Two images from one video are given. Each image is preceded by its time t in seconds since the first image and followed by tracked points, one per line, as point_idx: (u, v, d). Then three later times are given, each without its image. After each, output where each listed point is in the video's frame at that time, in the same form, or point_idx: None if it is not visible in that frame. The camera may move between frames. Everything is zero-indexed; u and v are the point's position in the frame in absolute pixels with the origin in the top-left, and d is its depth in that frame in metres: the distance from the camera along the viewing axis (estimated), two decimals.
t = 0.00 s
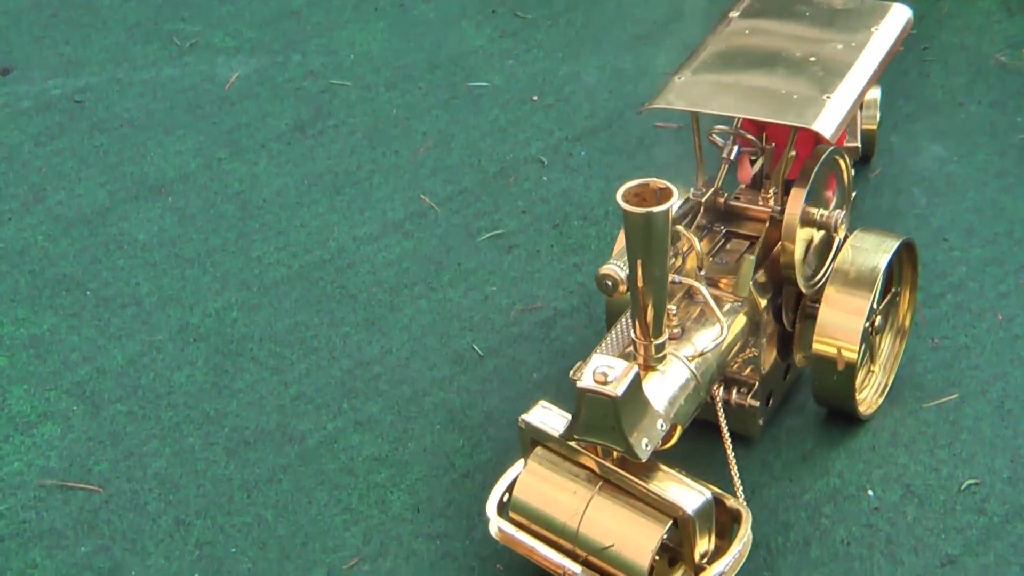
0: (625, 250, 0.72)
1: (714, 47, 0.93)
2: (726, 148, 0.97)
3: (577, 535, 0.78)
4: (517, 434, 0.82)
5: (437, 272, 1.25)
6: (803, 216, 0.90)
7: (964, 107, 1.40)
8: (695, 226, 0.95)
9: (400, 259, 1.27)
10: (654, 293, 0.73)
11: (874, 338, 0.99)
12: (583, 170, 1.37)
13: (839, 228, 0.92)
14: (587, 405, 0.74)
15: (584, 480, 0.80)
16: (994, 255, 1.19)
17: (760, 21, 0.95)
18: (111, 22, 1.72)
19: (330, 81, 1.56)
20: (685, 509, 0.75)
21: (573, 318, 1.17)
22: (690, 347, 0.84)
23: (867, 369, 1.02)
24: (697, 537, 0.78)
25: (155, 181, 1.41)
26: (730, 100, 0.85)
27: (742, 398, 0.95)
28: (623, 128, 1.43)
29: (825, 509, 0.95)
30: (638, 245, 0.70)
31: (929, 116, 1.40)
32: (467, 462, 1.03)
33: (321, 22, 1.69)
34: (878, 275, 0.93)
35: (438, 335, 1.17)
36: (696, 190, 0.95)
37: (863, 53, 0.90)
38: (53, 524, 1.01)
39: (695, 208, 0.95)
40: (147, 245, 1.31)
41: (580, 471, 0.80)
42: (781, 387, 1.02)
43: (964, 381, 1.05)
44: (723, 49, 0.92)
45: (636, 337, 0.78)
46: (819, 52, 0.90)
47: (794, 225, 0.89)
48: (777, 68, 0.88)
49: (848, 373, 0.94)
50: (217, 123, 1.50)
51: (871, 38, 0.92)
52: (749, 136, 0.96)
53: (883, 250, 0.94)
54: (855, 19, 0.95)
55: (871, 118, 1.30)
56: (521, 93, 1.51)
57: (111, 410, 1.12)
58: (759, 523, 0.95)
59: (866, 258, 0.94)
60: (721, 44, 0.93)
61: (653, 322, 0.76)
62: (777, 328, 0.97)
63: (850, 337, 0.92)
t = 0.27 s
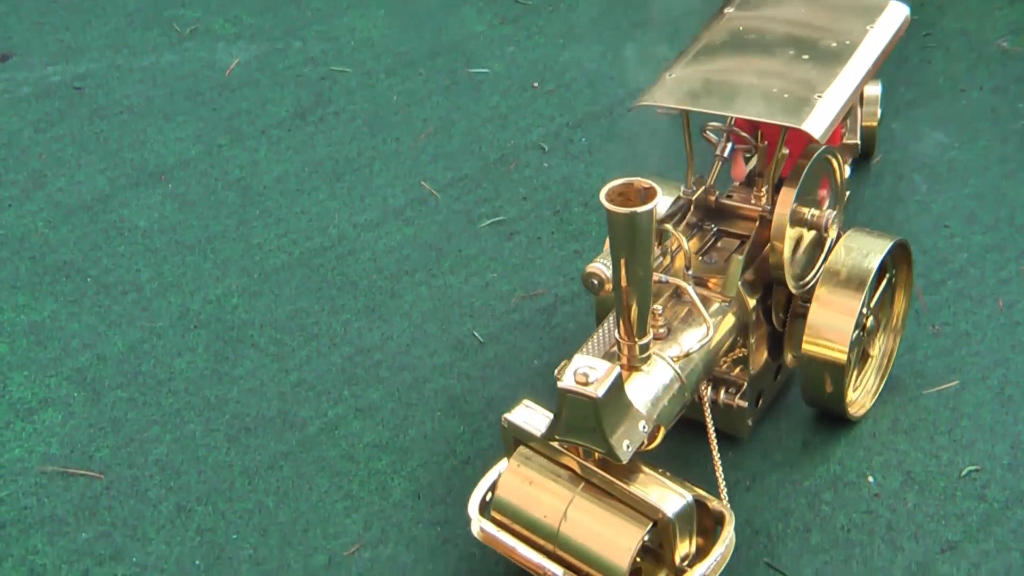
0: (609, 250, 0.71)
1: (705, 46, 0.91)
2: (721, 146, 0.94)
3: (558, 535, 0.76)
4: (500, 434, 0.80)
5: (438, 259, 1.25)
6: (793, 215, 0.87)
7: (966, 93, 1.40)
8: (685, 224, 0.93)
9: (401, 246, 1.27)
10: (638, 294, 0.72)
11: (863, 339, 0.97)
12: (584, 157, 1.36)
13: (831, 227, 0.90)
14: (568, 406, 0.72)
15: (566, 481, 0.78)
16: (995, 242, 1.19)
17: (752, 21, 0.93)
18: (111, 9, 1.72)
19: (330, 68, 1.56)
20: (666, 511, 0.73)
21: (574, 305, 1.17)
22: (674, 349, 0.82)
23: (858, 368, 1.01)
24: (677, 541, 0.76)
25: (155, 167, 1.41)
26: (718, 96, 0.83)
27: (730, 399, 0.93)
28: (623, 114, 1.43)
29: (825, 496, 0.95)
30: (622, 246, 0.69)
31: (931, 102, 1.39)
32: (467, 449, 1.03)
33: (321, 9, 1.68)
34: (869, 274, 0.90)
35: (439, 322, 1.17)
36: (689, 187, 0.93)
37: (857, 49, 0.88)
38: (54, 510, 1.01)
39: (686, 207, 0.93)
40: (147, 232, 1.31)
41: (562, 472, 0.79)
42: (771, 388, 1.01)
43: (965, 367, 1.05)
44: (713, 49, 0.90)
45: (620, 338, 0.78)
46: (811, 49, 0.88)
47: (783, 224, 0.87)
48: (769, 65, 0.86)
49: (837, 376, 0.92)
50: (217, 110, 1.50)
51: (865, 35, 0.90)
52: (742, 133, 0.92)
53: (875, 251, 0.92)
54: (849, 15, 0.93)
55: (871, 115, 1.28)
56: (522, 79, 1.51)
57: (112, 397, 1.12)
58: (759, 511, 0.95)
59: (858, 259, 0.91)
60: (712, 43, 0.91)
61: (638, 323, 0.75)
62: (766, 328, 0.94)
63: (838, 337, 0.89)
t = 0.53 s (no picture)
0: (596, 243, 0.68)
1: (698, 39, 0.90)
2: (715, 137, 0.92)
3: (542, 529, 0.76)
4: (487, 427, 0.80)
5: (438, 242, 1.24)
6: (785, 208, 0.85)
7: (968, 76, 1.40)
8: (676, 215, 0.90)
9: (402, 229, 1.27)
10: (625, 288, 0.70)
11: (857, 333, 0.96)
12: (585, 140, 1.36)
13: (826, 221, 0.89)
14: (554, 400, 0.71)
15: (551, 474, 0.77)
16: (996, 225, 1.19)
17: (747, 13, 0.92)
18: None
19: (330, 50, 1.56)
20: (648, 507, 0.73)
21: (575, 288, 1.17)
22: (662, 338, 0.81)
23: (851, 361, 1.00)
24: (662, 536, 0.75)
25: (155, 150, 1.40)
26: (709, 90, 0.82)
27: (720, 392, 0.92)
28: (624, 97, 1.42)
29: (826, 479, 0.96)
30: (608, 239, 0.66)
31: (933, 85, 1.39)
32: (468, 432, 1.03)
33: None
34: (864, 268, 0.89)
35: (439, 305, 1.17)
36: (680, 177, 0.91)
37: (852, 41, 0.87)
38: (56, 493, 1.02)
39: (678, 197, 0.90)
40: (147, 215, 1.31)
41: (547, 466, 0.78)
42: (763, 382, 1.00)
43: (967, 350, 1.05)
44: (707, 41, 0.89)
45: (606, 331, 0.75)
46: (805, 41, 0.86)
47: (775, 217, 0.84)
48: (762, 58, 0.85)
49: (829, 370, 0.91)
50: (217, 92, 1.49)
51: (861, 27, 0.88)
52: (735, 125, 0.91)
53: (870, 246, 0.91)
54: (845, 6, 0.91)
55: (872, 106, 1.27)
56: (523, 62, 1.50)
57: (112, 379, 1.12)
58: (760, 494, 0.95)
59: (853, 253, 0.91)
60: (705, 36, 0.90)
61: (625, 316, 0.73)
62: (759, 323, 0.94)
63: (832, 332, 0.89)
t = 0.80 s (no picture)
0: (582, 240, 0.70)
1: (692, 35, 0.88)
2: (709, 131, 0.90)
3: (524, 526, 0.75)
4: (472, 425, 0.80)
5: (439, 230, 1.24)
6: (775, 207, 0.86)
7: (969, 63, 1.40)
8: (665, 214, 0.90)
9: (402, 218, 1.26)
10: (611, 286, 0.71)
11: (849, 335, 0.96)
12: (585, 128, 1.36)
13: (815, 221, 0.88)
14: (536, 399, 0.71)
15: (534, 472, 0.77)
16: (997, 212, 1.18)
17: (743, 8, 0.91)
18: None
19: (330, 38, 1.55)
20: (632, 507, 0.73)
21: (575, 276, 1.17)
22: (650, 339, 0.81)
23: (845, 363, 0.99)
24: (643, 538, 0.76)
25: (155, 138, 1.40)
26: (699, 85, 0.81)
27: (709, 392, 0.92)
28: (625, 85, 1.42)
29: (827, 467, 0.96)
30: (594, 235, 0.68)
31: (934, 72, 1.39)
32: (468, 421, 1.03)
33: None
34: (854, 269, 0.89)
35: (440, 293, 1.17)
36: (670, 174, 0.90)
37: (847, 39, 0.85)
38: (56, 480, 1.02)
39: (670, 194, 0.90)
40: (147, 202, 1.31)
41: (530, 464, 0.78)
42: (754, 380, 0.99)
43: (967, 338, 1.05)
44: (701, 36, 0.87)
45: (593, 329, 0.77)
46: (799, 38, 0.85)
47: (765, 216, 0.84)
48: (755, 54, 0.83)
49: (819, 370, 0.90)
50: (217, 80, 1.49)
51: (856, 24, 0.87)
52: (729, 122, 0.88)
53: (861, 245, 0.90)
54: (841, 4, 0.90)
55: (872, 102, 1.25)
56: (523, 50, 1.50)
57: (113, 367, 1.12)
58: (760, 482, 0.95)
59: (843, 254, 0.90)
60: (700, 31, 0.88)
61: (611, 315, 0.74)
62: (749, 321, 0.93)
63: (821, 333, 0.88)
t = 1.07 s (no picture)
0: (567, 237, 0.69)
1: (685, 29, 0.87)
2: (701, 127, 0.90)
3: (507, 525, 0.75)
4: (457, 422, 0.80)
5: (439, 218, 1.24)
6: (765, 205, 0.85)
7: (971, 49, 1.39)
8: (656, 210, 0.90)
9: (403, 205, 1.26)
10: (596, 285, 0.71)
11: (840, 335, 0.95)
12: (586, 116, 1.36)
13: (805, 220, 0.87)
14: (520, 398, 0.70)
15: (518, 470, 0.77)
16: (998, 199, 1.18)
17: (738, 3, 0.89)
18: None
19: (330, 25, 1.55)
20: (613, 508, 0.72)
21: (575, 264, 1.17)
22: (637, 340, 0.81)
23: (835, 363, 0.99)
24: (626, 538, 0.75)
25: (155, 125, 1.40)
26: (689, 83, 0.80)
27: (698, 391, 0.91)
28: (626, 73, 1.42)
29: (827, 454, 0.96)
30: (579, 233, 0.67)
31: (935, 59, 1.39)
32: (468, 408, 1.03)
33: None
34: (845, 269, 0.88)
35: (440, 281, 1.17)
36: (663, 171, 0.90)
37: (842, 35, 0.84)
38: (57, 467, 1.02)
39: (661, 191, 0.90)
40: (147, 190, 1.31)
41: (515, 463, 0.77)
42: (746, 378, 0.99)
43: (967, 325, 1.05)
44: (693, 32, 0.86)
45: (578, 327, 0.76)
46: (793, 35, 0.84)
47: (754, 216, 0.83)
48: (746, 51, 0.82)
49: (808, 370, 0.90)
50: (217, 67, 1.49)
51: (851, 21, 0.86)
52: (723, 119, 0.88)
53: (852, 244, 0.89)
54: None
55: (872, 98, 1.23)
56: (523, 37, 1.50)
57: (113, 354, 1.12)
58: (760, 471, 0.95)
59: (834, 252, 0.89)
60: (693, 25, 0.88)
61: (597, 314, 0.73)
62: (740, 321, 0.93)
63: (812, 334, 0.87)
